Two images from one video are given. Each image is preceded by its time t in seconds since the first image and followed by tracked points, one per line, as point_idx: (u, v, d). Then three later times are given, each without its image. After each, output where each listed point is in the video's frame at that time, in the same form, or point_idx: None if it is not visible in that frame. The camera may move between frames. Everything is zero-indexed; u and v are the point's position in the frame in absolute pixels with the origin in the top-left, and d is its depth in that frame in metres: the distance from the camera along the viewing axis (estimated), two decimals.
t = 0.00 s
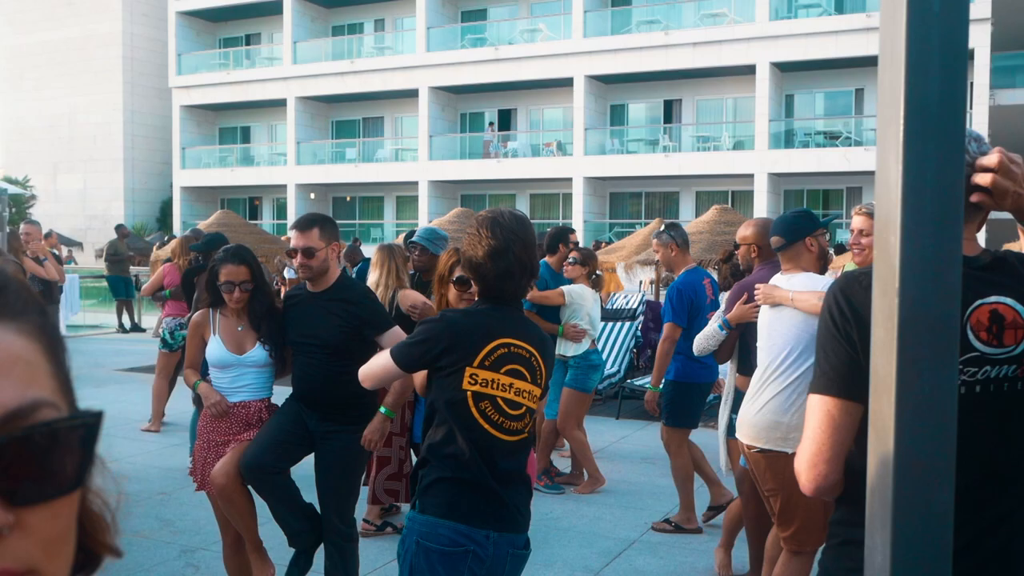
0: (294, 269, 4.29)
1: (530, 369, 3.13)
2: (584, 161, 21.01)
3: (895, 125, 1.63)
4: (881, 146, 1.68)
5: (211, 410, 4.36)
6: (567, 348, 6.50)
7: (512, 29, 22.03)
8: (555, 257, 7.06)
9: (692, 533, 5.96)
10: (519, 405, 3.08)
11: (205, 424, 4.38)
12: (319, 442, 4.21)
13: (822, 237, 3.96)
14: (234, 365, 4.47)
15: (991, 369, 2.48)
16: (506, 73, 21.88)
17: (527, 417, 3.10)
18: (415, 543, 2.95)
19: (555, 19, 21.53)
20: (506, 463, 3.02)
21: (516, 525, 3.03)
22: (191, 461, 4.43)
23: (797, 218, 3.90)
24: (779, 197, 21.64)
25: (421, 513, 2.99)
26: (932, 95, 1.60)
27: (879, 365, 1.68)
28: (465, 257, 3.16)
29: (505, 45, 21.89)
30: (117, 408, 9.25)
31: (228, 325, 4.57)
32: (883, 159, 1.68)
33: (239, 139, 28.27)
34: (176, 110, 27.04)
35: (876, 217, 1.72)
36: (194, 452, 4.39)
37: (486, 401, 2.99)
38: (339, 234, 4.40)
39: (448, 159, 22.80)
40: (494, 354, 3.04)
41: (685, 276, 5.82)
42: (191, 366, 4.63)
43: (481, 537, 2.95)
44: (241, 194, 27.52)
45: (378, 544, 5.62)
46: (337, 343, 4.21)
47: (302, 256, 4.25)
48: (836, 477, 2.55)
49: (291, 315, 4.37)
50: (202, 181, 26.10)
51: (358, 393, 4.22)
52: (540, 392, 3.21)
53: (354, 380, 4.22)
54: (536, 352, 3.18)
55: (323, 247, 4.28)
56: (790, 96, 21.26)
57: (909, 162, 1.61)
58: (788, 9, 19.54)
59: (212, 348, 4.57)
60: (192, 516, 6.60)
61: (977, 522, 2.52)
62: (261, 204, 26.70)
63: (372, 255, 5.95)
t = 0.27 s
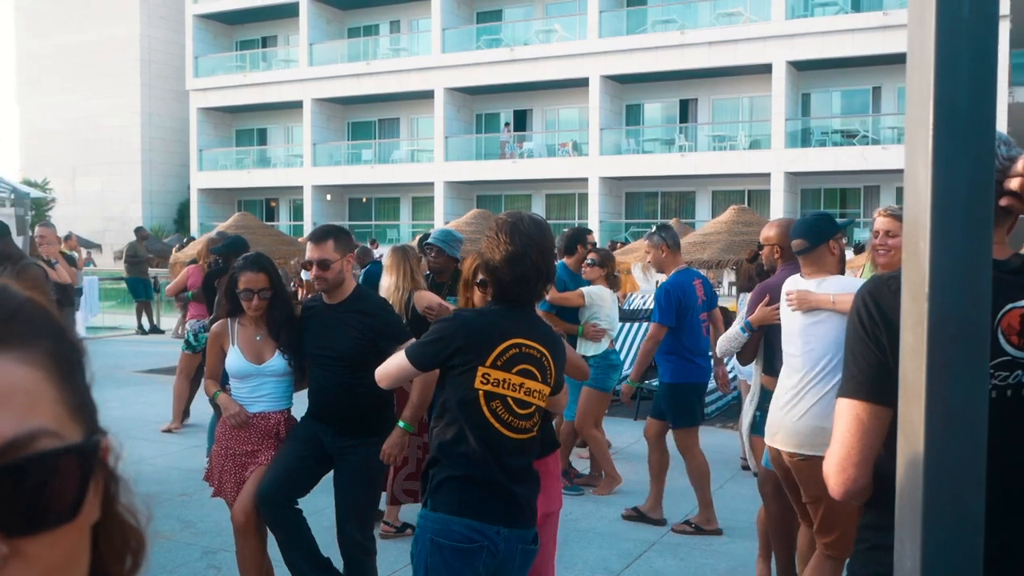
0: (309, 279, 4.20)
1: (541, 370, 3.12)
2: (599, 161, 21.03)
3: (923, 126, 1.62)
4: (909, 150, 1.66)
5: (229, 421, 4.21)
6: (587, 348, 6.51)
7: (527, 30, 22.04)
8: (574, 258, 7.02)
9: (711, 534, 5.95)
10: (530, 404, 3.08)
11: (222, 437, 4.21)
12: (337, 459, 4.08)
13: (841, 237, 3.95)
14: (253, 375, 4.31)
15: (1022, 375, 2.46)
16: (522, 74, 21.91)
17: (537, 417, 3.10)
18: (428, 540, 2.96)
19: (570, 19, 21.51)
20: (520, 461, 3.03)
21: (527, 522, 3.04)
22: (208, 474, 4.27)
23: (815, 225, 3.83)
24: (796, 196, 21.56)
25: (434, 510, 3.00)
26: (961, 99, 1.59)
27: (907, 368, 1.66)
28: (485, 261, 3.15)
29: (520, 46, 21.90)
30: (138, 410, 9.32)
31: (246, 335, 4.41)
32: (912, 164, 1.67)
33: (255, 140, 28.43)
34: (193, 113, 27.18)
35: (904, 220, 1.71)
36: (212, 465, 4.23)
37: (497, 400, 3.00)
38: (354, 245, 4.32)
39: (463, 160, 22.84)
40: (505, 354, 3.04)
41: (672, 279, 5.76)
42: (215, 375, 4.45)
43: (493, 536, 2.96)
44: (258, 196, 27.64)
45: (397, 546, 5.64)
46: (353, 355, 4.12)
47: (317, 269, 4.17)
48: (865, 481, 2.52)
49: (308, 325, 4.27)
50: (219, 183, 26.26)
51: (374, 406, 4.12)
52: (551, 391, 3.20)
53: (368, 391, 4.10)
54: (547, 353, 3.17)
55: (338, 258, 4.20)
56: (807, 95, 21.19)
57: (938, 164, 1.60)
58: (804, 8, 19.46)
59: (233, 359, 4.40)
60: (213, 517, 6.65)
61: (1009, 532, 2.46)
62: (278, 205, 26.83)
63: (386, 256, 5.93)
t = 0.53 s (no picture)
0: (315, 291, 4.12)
1: (548, 373, 3.11)
2: (609, 165, 21.04)
3: (947, 137, 1.62)
4: (932, 165, 1.67)
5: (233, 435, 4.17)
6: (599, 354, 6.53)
7: (537, 34, 22.04)
8: (585, 264, 6.94)
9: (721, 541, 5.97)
10: (537, 406, 3.08)
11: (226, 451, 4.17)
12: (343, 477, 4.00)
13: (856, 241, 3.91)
14: (262, 389, 4.24)
15: None
16: (531, 78, 21.92)
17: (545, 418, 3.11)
18: (442, 534, 3.00)
19: (580, 24, 21.47)
20: (529, 459, 3.06)
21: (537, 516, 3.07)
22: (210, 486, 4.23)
23: (835, 226, 3.77)
24: (807, 200, 21.51)
25: (445, 507, 3.02)
26: (983, 110, 1.59)
27: (927, 378, 1.66)
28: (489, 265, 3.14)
29: (530, 50, 21.89)
30: (150, 414, 9.38)
31: (254, 348, 4.33)
32: (934, 177, 1.67)
33: (265, 144, 28.53)
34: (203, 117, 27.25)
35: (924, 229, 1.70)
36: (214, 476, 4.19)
37: (505, 404, 3.01)
38: (361, 257, 4.23)
39: (472, 164, 22.86)
40: (513, 357, 3.04)
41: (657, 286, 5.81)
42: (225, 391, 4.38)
43: (502, 533, 2.99)
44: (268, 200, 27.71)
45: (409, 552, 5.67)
46: (359, 368, 4.03)
47: (323, 281, 4.08)
48: (886, 495, 2.52)
49: (314, 339, 4.19)
50: (228, 187, 26.35)
51: (378, 420, 4.05)
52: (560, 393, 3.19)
53: (370, 409, 4.03)
54: (556, 356, 3.15)
55: (345, 271, 4.11)
56: (818, 99, 21.14)
57: (960, 177, 1.60)
58: (814, 12, 19.42)
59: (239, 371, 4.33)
60: (223, 522, 6.69)
61: None
62: (287, 210, 26.91)
63: (391, 263, 5.92)
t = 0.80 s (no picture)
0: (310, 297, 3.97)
1: (548, 380, 3.05)
2: (611, 171, 21.06)
3: (953, 160, 1.58)
4: (941, 191, 1.63)
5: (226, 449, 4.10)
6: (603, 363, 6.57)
7: (539, 41, 22.06)
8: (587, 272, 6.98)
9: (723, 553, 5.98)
10: (537, 411, 3.04)
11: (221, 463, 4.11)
12: (332, 492, 3.88)
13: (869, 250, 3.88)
14: (255, 402, 4.12)
15: None
16: (533, 84, 21.95)
17: (545, 424, 3.07)
18: (444, 530, 3.01)
19: (582, 30, 21.52)
20: (529, 462, 3.05)
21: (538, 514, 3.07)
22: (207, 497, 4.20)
23: (848, 234, 3.77)
24: (808, 207, 21.56)
25: (448, 508, 3.03)
26: (988, 137, 1.57)
27: (935, 404, 1.63)
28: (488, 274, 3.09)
29: (532, 56, 21.93)
30: (152, 420, 9.40)
31: (247, 359, 4.20)
32: (941, 203, 1.63)
33: (267, 149, 28.55)
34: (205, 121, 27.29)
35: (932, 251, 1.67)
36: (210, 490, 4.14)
37: (505, 413, 2.98)
38: (358, 262, 4.08)
39: (474, 170, 22.85)
40: (513, 365, 2.99)
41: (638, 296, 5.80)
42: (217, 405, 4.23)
43: (500, 532, 3.01)
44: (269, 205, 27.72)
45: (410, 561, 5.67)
46: (351, 378, 3.89)
47: (317, 287, 3.94)
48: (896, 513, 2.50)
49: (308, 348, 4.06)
50: (230, 191, 26.35)
51: (371, 432, 3.93)
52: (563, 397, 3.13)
53: (362, 419, 3.90)
54: (557, 362, 3.08)
55: (340, 276, 3.97)
56: (820, 107, 21.18)
57: (966, 203, 1.58)
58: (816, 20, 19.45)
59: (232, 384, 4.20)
60: (225, 530, 6.70)
61: None
62: (289, 214, 26.92)
63: (391, 272, 5.92)
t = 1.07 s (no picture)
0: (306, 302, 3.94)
1: (548, 397, 2.98)
2: (616, 180, 21.08)
3: (968, 164, 1.36)
4: (957, 200, 1.40)
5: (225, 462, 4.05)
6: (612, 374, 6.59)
7: (544, 50, 22.08)
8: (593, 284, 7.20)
9: (730, 565, 5.96)
10: (534, 426, 2.97)
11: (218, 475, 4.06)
12: (329, 503, 3.84)
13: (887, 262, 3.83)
14: (255, 413, 4.07)
15: None
16: (538, 93, 21.97)
17: (549, 437, 3.01)
18: (450, 545, 3.03)
19: (587, 39, 21.56)
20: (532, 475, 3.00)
21: (547, 524, 3.04)
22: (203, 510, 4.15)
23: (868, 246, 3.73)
24: (814, 216, 21.57)
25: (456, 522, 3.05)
26: (1006, 140, 1.33)
27: (950, 419, 1.41)
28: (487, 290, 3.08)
29: (537, 65, 21.92)
30: (157, 429, 9.41)
31: (245, 369, 4.15)
32: (956, 215, 1.40)
33: (274, 158, 28.66)
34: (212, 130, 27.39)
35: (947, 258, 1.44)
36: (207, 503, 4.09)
37: (503, 429, 2.95)
38: (356, 270, 4.05)
39: (478, 179, 22.86)
40: (510, 382, 2.96)
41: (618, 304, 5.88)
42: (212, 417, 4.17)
43: (509, 539, 2.97)
44: (275, 213, 27.80)
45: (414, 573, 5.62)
46: (346, 385, 3.85)
47: (314, 290, 3.91)
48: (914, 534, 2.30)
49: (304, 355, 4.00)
50: (236, 200, 26.42)
51: (367, 439, 3.90)
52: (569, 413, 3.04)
53: (360, 426, 3.89)
54: (557, 378, 3.01)
55: (338, 282, 3.94)
56: (825, 116, 21.21)
57: (984, 213, 1.34)
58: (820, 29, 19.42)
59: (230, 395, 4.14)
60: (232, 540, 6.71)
61: None
62: (295, 223, 26.99)
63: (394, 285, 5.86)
